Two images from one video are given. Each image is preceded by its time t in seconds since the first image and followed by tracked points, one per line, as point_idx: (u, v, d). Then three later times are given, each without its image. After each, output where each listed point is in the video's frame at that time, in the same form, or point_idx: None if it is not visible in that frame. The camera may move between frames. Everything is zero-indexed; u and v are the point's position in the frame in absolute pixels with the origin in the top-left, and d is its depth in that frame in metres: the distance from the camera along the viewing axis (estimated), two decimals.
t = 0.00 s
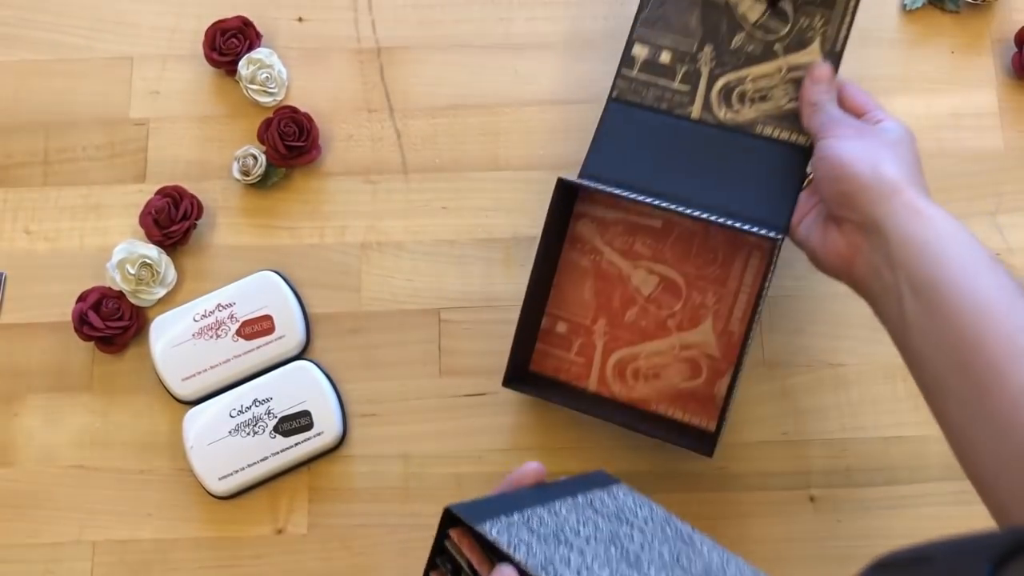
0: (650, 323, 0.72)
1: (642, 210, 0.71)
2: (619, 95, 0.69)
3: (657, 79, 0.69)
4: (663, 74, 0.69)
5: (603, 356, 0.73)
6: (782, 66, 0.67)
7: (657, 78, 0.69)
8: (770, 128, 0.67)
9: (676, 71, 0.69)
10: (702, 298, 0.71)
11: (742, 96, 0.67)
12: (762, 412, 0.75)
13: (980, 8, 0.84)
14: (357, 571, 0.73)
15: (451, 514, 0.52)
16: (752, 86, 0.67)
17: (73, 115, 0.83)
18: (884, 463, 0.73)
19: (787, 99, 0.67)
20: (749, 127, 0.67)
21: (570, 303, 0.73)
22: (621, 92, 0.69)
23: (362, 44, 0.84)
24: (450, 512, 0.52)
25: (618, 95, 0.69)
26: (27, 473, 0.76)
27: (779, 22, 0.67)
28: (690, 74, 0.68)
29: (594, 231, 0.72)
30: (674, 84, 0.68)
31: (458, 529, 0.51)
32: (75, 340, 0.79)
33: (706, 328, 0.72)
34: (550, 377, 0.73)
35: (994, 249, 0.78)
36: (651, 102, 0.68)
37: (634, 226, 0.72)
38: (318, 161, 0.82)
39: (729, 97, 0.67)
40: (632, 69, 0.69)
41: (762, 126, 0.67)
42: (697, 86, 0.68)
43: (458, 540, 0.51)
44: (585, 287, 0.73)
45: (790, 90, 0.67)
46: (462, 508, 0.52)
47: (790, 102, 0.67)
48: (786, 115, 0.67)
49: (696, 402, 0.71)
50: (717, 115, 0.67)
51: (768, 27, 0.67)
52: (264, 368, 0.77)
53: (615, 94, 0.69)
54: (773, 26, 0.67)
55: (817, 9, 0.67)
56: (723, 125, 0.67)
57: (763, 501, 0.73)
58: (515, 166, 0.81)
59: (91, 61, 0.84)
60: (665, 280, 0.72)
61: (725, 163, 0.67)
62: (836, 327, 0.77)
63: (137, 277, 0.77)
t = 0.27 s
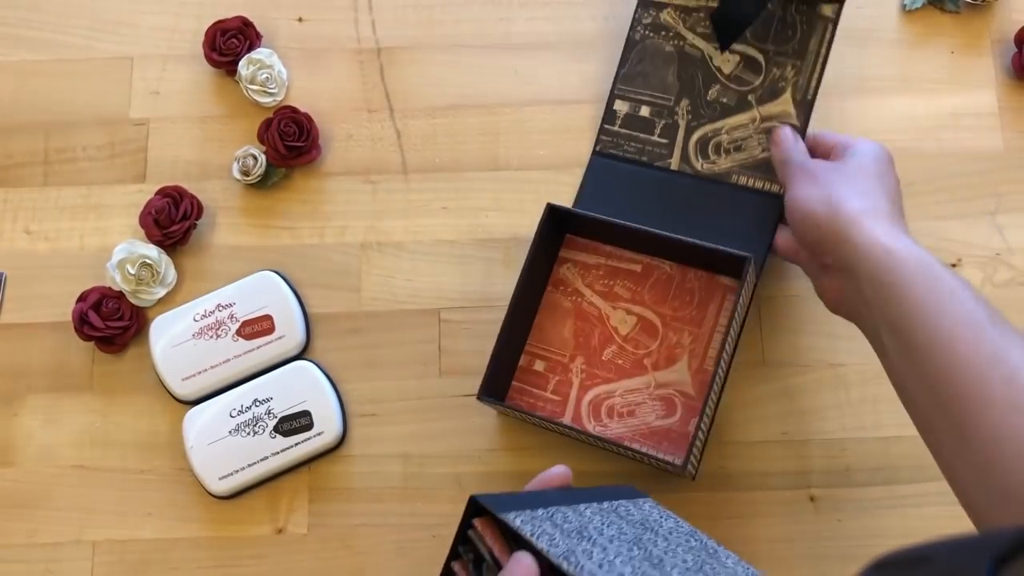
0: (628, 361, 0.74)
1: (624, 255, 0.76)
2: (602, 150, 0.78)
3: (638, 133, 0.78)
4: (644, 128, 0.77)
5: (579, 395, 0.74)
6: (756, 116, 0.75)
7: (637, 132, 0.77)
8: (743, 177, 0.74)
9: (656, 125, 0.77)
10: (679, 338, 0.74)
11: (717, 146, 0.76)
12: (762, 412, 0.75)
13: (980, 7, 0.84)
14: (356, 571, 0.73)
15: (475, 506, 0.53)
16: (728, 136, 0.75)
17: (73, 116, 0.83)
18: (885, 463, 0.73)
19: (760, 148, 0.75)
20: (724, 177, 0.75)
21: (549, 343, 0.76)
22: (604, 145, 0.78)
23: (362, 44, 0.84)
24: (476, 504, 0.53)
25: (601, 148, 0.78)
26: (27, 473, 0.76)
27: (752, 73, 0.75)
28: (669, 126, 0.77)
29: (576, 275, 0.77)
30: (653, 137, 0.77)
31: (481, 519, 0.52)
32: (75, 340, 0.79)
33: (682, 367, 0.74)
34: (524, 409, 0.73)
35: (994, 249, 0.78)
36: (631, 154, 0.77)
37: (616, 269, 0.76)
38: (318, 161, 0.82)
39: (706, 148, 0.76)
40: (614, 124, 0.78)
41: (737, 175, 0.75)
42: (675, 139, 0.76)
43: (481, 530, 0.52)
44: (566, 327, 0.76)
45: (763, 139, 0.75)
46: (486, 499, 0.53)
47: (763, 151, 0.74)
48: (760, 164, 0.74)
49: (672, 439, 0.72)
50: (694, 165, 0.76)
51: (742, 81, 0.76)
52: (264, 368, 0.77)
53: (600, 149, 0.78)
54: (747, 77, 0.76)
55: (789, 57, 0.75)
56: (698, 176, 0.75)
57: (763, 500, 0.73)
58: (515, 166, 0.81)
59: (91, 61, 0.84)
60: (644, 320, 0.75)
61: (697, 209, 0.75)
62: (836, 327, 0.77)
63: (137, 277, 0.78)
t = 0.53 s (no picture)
0: (621, 376, 0.75)
1: (625, 269, 0.77)
2: (609, 156, 0.80)
3: (645, 144, 0.80)
4: (651, 140, 0.80)
5: (572, 405, 0.75)
6: (764, 142, 0.78)
7: (647, 144, 0.79)
8: (747, 202, 0.78)
9: (665, 139, 0.79)
10: (672, 358, 0.76)
11: (723, 168, 0.79)
12: (762, 412, 0.75)
13: (981, 7, 0.84)
14: (356, 571, 0.73)
15: (482, 464, 0.49)
16: (734, 160, 0.79)
17: (73, 116, 0.83)
18: (885, 462, 0.74)
19: (765, 175, 0.78)
20: (728, 201, 0.78)
21: (542, 350, 0.76)
22: (611, 154, 0.80)
23: (362, 44, 0.84)
24: (484, 461, 0.49)
25: (607, 156, 0.80)
26: (27, 473, 0.76)
27: (765, 99, 0.78)
28: (677, 142, 0.79)
29: (576, 285, 0.77)
30: (660, 150, 0.79)
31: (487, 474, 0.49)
32: (76, 340, 0.79)
33: (674, 387, 0.75)
34: (516, 417, 0.74)
35: (994, 249, 0.78)
36: (637, 166, 0.79)
37: (616, 283, 0.77)
38: (318, 161, 0.82)
39: (712, 168, 0.79)
40: (623, 133, 0.80)
41: (740, 201, 0.78)
42: (682, 155, 0.79)
43: (488, 486, 0.49)
44: (561, 335, 0.76)
45: (769, 167, 0.78)
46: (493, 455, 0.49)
47: (767, 179, 0.78)
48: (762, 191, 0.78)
49: (661, 458, 0.73)
50: (699, 184, 0.79)
51: (754, 105, 0.78)
52: (264, 368, 0.77)
53: (606, 155, 0.80)
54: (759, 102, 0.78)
55: (801, 89, 0.78)
56: (703, 194, 0.78)
57: (763, 500, 0.73)
58: (515, 166, 0.81)
59: (91, 61, 0.84)
60: (640, 338, 0.76)
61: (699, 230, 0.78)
62: (836, 327, 0.77)
63: (138, 277, 0.78)
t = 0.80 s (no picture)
0: (540, 434, 0.74)
1: (565, 329, 0.76)
2: (567, 211, 0.79)
3: (605, 204, 0.79)
4: (611, 201, 0.79)
5: (484, 454, 0.74)
6: (724, 224, 0.77)
7: (606, 204, 0.78)
8: (695, 281, 0.77)
9: (625, 202, 0.79)
10: (595, 424, 0.74)
11: (678, 242, 0.77)
12: (762, 412, 0.75)
13: (981, 7, 0.84)
14: (356, 571, 0.73)
15: (510, 463, 0.49)
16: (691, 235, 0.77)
17: (73, 116, 0.83)
18: (885, 463, 0.74)
19: (718, 257, 0.77)
20: (677, 275, 0.77)
21: (467, 398, 0.75)
22: (571, 208, 0.79)
23: (362, 44, 0.84)
24: (511, 462, 0.49)
25: (566, 210, 0.79)
26: (27, 473, 0.76)
27: (731, 183, 0.78)
28: (637, 207, 0.78)
29: (513, 332, 0.76)
30: (619, 213, 0.78)
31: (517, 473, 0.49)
32: (76, 340, 0.79)
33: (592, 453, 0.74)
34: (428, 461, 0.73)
35: (994, 249, 0.78)
36: (593, 226, 0.78)
37: (551, 338, 0.76)
38: (318, 161, 0.82)
39: (667, 240, 0.78)
40: (586, 189, 0.79)
41: (689, 278, 0.77)
42: (639, 221, 0.78)
43: (518, 485, 0.49)
44: (488, 384, 0.75)
45: (724, 250, 0.77)
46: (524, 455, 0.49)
47: (720, 261, 0.77)
48: (713, 272, 0.77)
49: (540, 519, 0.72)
50: (651, 255, 0.77)
51: (720, 186, 0.78)
52: (264, 368, 0.77)
53: (564, 208, 0.79)
54: (726, 184, 0.78)
55: (771, 179, 0.77)
56: (652, 266, 0.77)
57: (762, 500, 0.73)
58: (515, 166, 0.81)
59: (91, 61, 0.84)
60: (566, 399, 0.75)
61: (643, 296, 0.77)
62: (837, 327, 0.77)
63: (138, 277, 0.78)
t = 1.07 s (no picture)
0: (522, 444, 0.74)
1: (549, 338, 0.76)
2: (556, 223, 0.79)
3: (594, 217, 0.79)
4: (600, 215, 0.79)
5: (466, 463, 0.74)
6: (710, 242, 0.78)
7: (595, 217, 0.79)
8: (682, 297, 0.77)
9: (614, 217, 0.79)
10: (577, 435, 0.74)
11: (665, 258, 0.78)
12: (762, 412, 0.75)
13: (981, 7, 0.84)
14: (356, 571, 0.73)
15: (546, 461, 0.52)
16: (678, 251, 0.78)
17: (73, 116, 0.83)
18: (885, 463, 0.73)
19: (704, 274, 0.78)
20: (664, 290, 0.77)
21: (452, 404, 0.75)
22: (560, 220, 0.79)
23: (362, 44, 0.84)
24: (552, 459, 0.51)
25: (555, 222, 0.79)
26: (27, 473, 0.76)
27: (718, 200, 0.79)
28: (625, 223, 0.79)
29: (497, 342, 0.76)
30: (607, 227, 0.79)
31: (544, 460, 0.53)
32: (75, 340, 0.79)
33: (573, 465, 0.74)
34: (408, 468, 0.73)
35: (994, 249, 0.78)
36: (581, 239, 0.79)
37: (537, 349, 0.76)
38: (318, 161, 0.82)
39: (654, 256, 0.78)
40: (576, 203, 0.80)
41: (675, 293, 0.77)
42: (627, 235, 0.79)
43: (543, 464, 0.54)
44: (472, 393, 0.76)
45: (710, 267, 0.78)
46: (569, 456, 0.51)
47: (706, 277, 0.78)
48: (700, 288, 0.77)
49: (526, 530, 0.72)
50: (638, 270, 0.78)
51: (708, 204, 0.79)
52: (264, 368, 0.77)
53: (552, 221, 0.79)
54: (713, 201, 0.79)
55: (756, 198, 0.79)
56: (639, 281, 0.78)
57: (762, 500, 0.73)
58: (515, 166, 0.81)
59: (91, 61, 0.84)
60: (550, 410, 0.75)
61: (629, 310, 0.77)
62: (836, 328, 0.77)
63: (138, 277, 0.78)
